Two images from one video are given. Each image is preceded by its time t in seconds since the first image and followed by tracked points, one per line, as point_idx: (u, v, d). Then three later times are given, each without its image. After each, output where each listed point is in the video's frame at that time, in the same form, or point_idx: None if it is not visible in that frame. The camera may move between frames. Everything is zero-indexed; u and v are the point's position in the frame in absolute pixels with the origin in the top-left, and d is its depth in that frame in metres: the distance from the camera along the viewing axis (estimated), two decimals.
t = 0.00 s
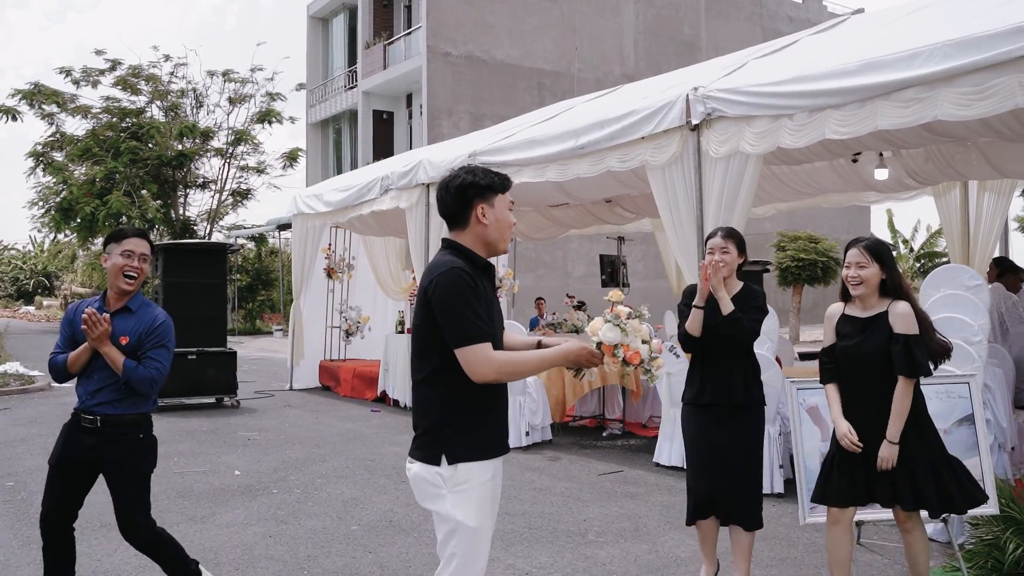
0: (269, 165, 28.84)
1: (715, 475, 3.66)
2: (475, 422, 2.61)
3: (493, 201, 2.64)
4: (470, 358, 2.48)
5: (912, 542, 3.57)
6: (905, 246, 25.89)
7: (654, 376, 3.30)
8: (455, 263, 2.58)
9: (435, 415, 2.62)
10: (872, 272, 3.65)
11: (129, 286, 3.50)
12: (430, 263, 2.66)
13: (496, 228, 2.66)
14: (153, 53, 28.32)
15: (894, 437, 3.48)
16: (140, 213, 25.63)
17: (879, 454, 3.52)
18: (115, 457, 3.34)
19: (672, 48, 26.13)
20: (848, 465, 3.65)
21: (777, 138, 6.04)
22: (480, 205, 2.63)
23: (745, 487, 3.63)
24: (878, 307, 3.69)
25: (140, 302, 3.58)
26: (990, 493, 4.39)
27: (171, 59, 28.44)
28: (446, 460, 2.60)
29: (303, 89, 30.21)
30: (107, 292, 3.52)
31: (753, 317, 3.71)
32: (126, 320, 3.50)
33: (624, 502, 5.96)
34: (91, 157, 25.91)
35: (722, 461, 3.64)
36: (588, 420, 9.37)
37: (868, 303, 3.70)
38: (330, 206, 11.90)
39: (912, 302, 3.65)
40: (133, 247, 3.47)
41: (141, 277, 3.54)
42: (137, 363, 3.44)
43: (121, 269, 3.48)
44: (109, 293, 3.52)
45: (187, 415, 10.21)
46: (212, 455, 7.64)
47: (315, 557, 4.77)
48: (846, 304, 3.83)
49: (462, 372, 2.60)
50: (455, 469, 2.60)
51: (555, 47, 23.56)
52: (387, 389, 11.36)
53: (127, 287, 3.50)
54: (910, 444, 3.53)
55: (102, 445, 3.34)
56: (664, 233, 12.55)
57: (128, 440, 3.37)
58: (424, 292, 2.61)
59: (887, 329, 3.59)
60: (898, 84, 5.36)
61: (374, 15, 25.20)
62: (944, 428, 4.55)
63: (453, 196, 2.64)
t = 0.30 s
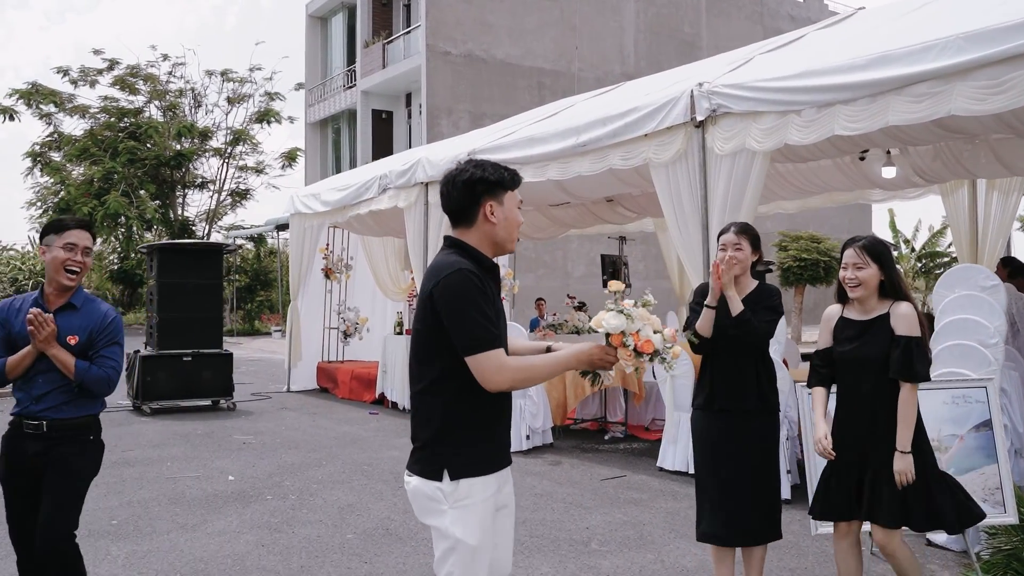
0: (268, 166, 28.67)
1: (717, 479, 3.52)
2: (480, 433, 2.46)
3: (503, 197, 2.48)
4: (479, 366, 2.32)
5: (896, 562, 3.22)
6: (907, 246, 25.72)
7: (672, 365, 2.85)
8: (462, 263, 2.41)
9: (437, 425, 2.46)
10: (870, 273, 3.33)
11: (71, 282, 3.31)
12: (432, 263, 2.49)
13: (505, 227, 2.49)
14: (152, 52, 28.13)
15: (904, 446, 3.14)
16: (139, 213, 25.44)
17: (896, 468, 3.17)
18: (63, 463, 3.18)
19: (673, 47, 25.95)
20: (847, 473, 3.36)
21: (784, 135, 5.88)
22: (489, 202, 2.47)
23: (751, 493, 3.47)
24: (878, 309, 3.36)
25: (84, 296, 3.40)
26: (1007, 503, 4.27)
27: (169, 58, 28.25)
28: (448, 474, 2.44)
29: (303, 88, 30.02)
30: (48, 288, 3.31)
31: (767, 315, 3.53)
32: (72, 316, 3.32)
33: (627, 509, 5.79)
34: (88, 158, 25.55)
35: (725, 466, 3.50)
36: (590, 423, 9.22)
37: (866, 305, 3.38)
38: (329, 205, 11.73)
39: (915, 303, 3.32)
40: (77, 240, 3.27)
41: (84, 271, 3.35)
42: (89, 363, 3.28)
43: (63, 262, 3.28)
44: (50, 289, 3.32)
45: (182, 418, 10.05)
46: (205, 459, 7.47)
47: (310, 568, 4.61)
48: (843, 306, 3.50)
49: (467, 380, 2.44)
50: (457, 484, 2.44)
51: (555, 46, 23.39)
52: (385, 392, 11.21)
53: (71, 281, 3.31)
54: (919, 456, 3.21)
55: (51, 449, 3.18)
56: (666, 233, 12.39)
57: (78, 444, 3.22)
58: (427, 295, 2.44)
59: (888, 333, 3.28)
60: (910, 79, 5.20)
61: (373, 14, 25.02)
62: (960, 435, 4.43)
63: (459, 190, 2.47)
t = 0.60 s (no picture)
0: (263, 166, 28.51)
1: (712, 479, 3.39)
2: (488, 446, 2.31)
3: (511, 196, 2.31)
4: (493, 376, 2.17)
5: None
6: (905, 246, 25.62)
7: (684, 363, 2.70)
8: (468, 267, 2.25)
9: (444, 439, 2.30)
10: (872, 273, 3.14)
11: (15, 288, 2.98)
12: (435, 266, 2.33)
13: (512, 227, 2.33)
14: (146, 52, 27.95)
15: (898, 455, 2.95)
16: (132, 214, 25.26)
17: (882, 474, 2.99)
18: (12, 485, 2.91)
19: (670, 46, 25.82)
20: (840, 480, 3.18)
21: (786, 133, 5.75)
22: (496, 200, 2.30)
23: (750, 497, 3.33)
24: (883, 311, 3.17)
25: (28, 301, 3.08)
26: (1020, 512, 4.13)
27: (163, 58, 28.07)
28: (455, 490, 2.30)
29: (298, 88, 29.86)
30: None
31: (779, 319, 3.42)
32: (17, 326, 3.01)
33: (626, 516, 5.65)
34: (81, 157, 25.48)
35: (721, 467, 3.37)
36: (586, 426, 9.07)
37: (869, 306, 3.19)
38: (322, 205, 11.58)
39: (920, 304, 3.14)
40: (21, 242, 2.97)
41: (27, 275, 3.03)
42: (38, 376, 3.00)
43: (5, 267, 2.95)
44: None
45: (173, 421, 9.89)
46: (194, 465, 7.31)
47: None
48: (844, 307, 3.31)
49: (477, 389, 2.29)
50: (463, 500, 2.30)
51: (551, 46, 23.24)
52: (379, 394, 11.07)
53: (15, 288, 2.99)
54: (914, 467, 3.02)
55: None
56: (663, 233, 12.26)
57: (29, 466, 2.96)
58: (431, 300, 2.28)
59: (892, 337, 3.09)
60: (916, 75, 5.06)
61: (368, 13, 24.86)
62: (969, 441, 4.26)
63: (464, 188, 2.30)
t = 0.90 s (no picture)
0: (225, 165, 28.09)
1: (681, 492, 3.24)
2: (473, 458, 2.16)
3: (499, 197, 2.16)
4: (483, 382, 2.01)
5: None
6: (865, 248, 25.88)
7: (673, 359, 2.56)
8: (454, 268, 2.09)
9: (427, 449, 2.13)
10: (847, 272, 3.00)
11: None
12: (416, 267, 2.16)
13: (499, 228, 2.17)
14: (104, 48, 27.39)
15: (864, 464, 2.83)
16: (90, 213, 24.74)
17: (848, 484, 2.86)
18: None
19: (635, 47, 25.78)
20: (810, 492, 3.05)
21: (756, 130, 5.63)
22: (483, 200, 2.15)
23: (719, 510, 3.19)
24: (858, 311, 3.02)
25: None
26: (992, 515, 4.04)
27: (122, 54, 27.54)
28: (437, 504, 2.13)
29: (261, 86, 29.46)
30: None
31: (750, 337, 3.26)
32: None
33: (592, 522, 5.51)
34: (37, 156, 24.94)
35: (691, 479, 3.22)
36: (550, 429, 8.92)
37: (845, 305, 3.04)
38: (282, 204, 11.32)
39: (897, 307, 2.98)
40: None
41: None
42: None
43: None
44: None
45: (127, 426, 9.59)
46: (147, 472, 7.05)
47: None
48: (822, 307, 3.17)
49: (465, 396, 2.12)
50: (444, 516, 2.13)
51: (517, 45, 23.10)
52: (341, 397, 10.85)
53: None
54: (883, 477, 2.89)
55: None
56: (629, 232, 12.15)
57: None
58: (414, 302, 2.11)
59: (864, 340, 2.94)
60: (888, 70, 4.96)
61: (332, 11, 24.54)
62: (943, 443, 4.16)
63: (450, 185, 2.15)
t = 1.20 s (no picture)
0: (164, 162, 27.41)
1: (627, 501, 3.10)
2: (454, 467, 2.05)
3: (482, 200, 2.06)
4: (467, 385, 1.91)
5: None
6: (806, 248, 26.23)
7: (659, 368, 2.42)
8: (435, 270, 2.01)
9: (408, 459, 2.03)
10: (808, 266, 2.89)
11: None
12: (397, 271, 2.07)
13: (479, 233, 2.08)
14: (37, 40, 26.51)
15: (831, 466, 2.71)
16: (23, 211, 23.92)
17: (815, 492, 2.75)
18: None
19: (581, 46, 25.74)
20: (776, 497, 2.94)
21: (706, 126, 5.53)
22: (464, 202, 2.05)
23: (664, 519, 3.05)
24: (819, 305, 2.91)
25: None
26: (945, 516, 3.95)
27: (56, 47, 26.68)
28: (415, 517, 2.02)
29: (201, 82, 28.80)
30: None
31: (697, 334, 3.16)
32: None
33: (539, 527, 5.37)
34: None
35: (639, 490, 3.07)
36: (498, 430, 8.76)
37: (808, 298, 2.93)
38: (220, 201, 10.99)
39: (857, 302, 2.86)
40: None
41: None
42: None
43: None
44: None
45: (57, 432, 9.20)
46: (76, 480, 6.73)
47: None
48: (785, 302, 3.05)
49: (450, 401, 2.03)
50: (425, 529, 2.02)
51: (463, 43, 22.89)
52: (282, 399, 10.57)
53: None
54: (847, 479, 2.78)
55: None
56: (576, 230, 12.06)
57: None
58: (395, 307, 2.01)
59: (824, 336, 2.82)
60: (840, 66, 4.89)
61: (274, 5, 24.07)
62: (897, 445, 4.09)
63: (432, 185, 2.06)
